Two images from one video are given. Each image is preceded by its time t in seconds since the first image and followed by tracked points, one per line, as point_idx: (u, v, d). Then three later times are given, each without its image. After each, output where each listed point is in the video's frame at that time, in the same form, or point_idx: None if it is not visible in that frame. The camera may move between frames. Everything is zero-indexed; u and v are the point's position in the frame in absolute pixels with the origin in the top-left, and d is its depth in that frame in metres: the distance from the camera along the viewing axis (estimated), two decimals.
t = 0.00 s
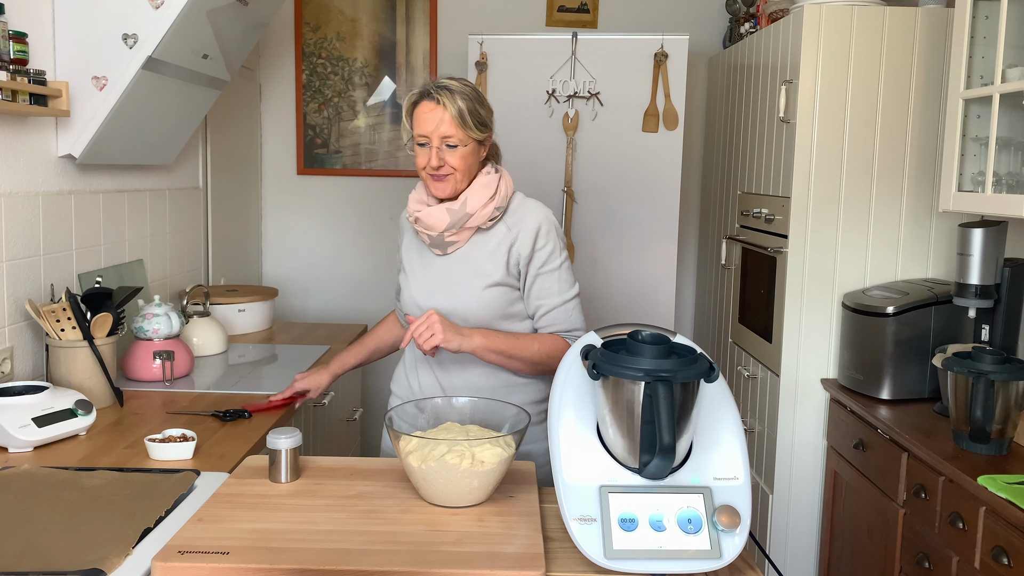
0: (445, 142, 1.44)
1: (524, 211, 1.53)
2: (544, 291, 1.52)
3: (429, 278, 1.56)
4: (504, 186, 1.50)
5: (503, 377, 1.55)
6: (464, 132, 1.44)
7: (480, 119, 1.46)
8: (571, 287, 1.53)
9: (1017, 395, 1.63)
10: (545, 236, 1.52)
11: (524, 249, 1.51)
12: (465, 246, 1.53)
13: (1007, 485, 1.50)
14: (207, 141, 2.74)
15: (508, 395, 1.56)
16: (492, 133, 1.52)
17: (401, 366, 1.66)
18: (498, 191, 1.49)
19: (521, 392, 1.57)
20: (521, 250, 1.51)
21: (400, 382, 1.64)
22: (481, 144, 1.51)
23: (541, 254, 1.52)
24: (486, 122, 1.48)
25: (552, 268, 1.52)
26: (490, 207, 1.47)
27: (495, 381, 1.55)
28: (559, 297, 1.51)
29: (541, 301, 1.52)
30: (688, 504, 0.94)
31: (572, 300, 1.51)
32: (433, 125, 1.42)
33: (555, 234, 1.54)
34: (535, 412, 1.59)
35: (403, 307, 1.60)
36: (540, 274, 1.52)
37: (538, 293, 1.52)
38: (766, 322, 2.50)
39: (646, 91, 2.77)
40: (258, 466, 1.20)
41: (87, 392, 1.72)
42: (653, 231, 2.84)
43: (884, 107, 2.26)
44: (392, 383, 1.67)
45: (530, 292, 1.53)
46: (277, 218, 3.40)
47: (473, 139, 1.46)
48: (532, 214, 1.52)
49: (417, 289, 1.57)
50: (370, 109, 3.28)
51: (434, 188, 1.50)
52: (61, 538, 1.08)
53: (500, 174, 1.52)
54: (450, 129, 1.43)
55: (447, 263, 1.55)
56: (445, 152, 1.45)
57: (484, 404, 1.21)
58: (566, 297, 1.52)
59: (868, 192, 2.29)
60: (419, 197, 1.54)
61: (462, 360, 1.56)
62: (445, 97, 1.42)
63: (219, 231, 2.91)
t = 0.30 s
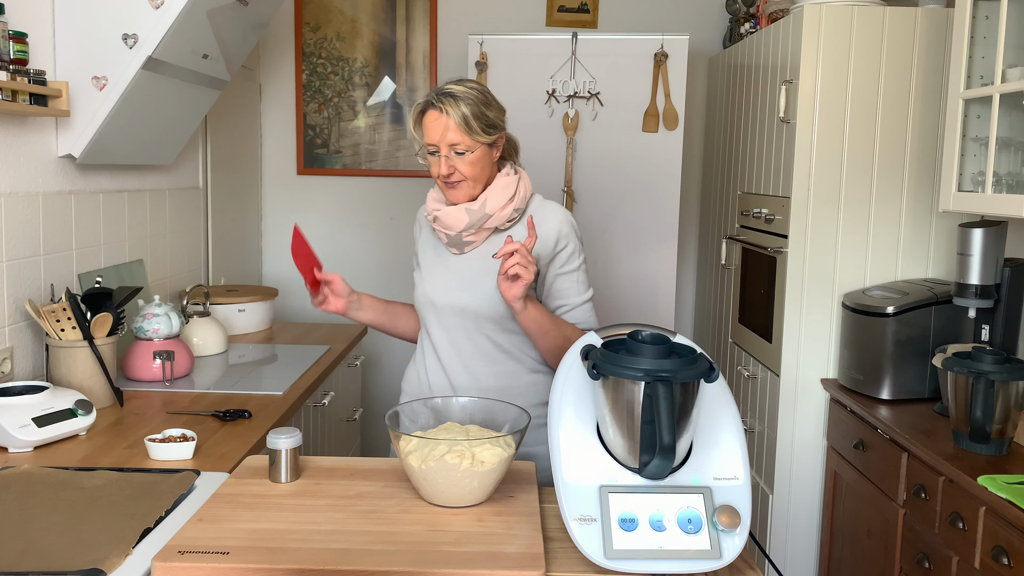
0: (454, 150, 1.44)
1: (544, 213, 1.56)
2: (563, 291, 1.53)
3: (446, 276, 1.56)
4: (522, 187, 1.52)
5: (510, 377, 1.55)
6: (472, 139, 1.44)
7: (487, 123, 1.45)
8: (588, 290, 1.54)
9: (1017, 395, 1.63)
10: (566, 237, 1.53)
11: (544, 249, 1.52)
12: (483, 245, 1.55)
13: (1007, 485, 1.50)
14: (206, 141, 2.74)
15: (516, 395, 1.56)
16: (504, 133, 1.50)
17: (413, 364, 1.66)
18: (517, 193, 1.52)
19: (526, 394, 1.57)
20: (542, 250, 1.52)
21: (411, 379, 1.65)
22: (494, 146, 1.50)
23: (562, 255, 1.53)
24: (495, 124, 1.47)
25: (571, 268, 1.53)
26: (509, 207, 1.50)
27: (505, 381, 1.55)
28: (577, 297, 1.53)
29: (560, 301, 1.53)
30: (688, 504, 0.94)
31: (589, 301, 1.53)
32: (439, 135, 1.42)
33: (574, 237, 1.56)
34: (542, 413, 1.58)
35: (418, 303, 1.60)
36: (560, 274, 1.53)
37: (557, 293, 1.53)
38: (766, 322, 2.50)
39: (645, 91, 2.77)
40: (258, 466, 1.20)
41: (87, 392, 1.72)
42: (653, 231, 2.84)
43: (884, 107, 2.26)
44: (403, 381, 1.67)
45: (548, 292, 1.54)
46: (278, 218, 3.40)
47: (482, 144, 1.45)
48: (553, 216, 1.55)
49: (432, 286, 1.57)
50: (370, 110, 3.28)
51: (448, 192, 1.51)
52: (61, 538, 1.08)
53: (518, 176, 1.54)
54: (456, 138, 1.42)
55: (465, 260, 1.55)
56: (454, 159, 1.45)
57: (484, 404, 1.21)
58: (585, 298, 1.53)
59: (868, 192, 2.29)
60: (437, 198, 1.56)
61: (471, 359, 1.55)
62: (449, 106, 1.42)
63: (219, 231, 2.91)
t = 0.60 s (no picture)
0: (452, 150, 1.44)
1: (559, 216, 1.57)
2: (579, 295, 1.56)
3: (464, 280, 1.55)
4: (540, 189, 1.53)
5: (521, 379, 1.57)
6: (470, 139, 1.43)
7: (487, 124, 1.43)
8: (601, 294, 1.58)
9: (1017, 395, 1.63)
10: (581, 242, 1.56)
11: (563, 254, 1.54)
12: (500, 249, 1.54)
13: (1007, 485, 1.50)
14: (206, 141, 2.74)
15: (528, 398, 1.58)
16: (511, 135, 1.47)
17: (421, 363, 1.64)
18: (535, 196, 1.52)
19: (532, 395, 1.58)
20: (560, 254, 1.54)
21: (419, 380, 1.63)
22: (501, 147, 1.48)
23: (579, 259, 1.56)
24: (498, 126, 1.44)
25: (588, 273, 1.56)
26: (528, 211, 1.50)
27: (519, 383, 1.57)
28: (592, 301, 1.57)
29: (576, 305, 1.56)
30: (688, 504, 0.94)
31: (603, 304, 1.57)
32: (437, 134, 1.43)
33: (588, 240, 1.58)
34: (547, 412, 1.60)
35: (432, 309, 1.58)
36: (577, 278, 1.56)
37: (574, 297, 1.56)
38: (766, 322, 2.50)
39: (646, 91, 2.77)
40: (258, 466, 1.20)
41: (87, 392, 1.72)
42: (653, 231, 2.84)
43: (884, 107, 2.26)
44: (410, 381, 1.65)
45: (564, 296, 1.57)
46: (278, 218, 3.40)
47: (481, 144, 1.44)
48: (568, 219, 1.56)
49: (450, 291, 1.55)
50: (370, 110, 3.28)
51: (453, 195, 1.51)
52: (61, 538, 1.08)
53: (534, 178, 1.54)
54: (454, 137, 1.42)
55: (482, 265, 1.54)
56: (453, 160, 1.45)
57: (484, 404, 1.21)
58: (599, 301, 1.57)
59: (868, 192, 2.29)
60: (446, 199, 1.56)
61: (485, 360, 1.56)
62: (448, 107, 1.42)
63: (219, 231, 2.91)
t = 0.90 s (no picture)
0: (449, 144, 1.44)
1: (556, 215, 1.56)
2: (578, 294, 1.56)
3: (462, 281, 1.55)
4: (536, 189, 1.53)
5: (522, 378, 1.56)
6: (467, 134, 1.43)
7: (484, 120, 1.44)
8: (600, 292, 1.58)
9: (1017, 395, 1.63)
10: (579, 240, 1.55)
11: (561, 253, 1.54)
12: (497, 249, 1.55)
13: (1008, 485, 1.50)
14: (206, 141, 2.74)
15: (529, 397, 1.58)
16: (508, 133, 1.48)
17: (421, 364, 1.65)
18: (531, 195, 1.52)
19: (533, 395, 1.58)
20: (557, 253, 1.54)
21: (420, 381, 1.64)
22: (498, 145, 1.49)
23: (577, 258, 1.55)
24: (497, 122, 1.45)
25: (586, 271, 1.56)
26: (524, 210, 1.50)
27: (520, 383, 1.57)
28: (591, 299, 1.57)
29: (575, 304, 1.56)
30: (688, 504, 0.94)
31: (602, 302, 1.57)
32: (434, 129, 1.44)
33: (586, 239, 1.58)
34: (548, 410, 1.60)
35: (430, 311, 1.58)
36: (576, 277, 1.55)
37: (573, 296, 1.56)
38: (766, 322, 2.50)
39: (646, 91, 2.77)
40: (258, 466, 1.20)
41: (87, 392, 1.72)
42: (653, 230, 2.84)
43: (884, 108, 2.26)
44: (411, 383, 1.66)
45: (563, 296, 1.57)
46: (278, 218, 3.40)
47: (478, 139, 1.44)
48: (566, 218, 1.56)
49: (448, 293, 1.55)
50: (370, 110, 3.28)
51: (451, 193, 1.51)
52: (61, 538, 1.08)
53: (530, 177, 1.54)
54: (451, 132, 1.43)
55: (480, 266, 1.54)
56: (450, 155, 1.45)
57: (485, 404, 1.21)
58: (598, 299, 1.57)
59: (868, 192, 2.29)
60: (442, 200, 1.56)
61: (486, 360, 1.56)
62: (447, 102, 1.43)
63: (219, 231, 2.91)
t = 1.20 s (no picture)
0: (472, 131, 1.45)
1: (545, 210, 1.56)
2: (570, 290, 1.56)
3: (453, 284, 1.55)
4: (525, 183, 1.53)
5: (519, 378, 1.56)
6: (489, 122, 1.46)
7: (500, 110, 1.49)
8: (593, 284, 1.58)
9: (1017, 395, 1.63)
10: (568, 234, 1.55)
11: (550, 249, 1.53)
12: (488, 248, 1.54)
13: (1008, 485, 1.50)
14: (207, 141, 2.74)
15: (528, 397, 1.58)
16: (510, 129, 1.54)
17: (420, 366, 1.66)
18: (518, 190, 1.50)
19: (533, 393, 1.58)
20: (547, 250, 1.53)
21: (419, 384, 1.64)
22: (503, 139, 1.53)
23: (568, 253, 1.54)
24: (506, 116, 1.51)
25: (578, 265, 1.55)
26: (513, 206, 1.48)
27: (519, 383, 1.57)
28: (583, 294, 1.56)
29: (567, 300, 1.56)
30: (688, 504, 0.94)
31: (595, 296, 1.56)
32: (459, 116, 1.44)
33: (576, 233, 1.57)
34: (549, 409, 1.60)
35: (425, 314, 1.58)
36: (567, 272, 1.55)
37: (565, 291, 1.56)
38: (766, 322, 2.50)
39: (646, 91, 2.77)
40: (258, 466, 1.20)
41: (87, 392, 1.72)
42: (653, 230, 2.84)
43: (884, 108, 2.26)
44: (410, 385, 1.67)
45: (556, 292, 1.56)
46: (278, 219, 3.40)
47: (496, 129, 1.48)
48: (554, 214, 1.55)
49: (440, 295, 1.55)
50: (370, 110, 3.28)
51: (462, 185, 1.50)
52: (61, 538, 1.08)
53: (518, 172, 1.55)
54: (476, 118, 1.44)
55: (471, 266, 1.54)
56: (473, 142, 1.46)
57: (484, 404, 1.21)
58: (590, 293, 1.56)
59: (868, 192, 2.29)
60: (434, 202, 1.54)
61: (483, 360, 1.56)
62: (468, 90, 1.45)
63: (219, 232, 2.91)
